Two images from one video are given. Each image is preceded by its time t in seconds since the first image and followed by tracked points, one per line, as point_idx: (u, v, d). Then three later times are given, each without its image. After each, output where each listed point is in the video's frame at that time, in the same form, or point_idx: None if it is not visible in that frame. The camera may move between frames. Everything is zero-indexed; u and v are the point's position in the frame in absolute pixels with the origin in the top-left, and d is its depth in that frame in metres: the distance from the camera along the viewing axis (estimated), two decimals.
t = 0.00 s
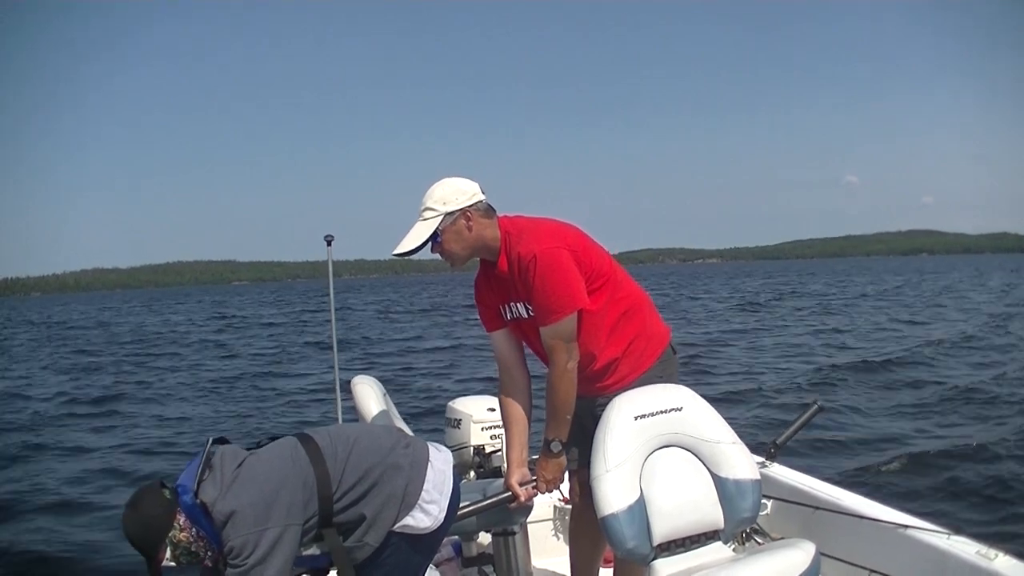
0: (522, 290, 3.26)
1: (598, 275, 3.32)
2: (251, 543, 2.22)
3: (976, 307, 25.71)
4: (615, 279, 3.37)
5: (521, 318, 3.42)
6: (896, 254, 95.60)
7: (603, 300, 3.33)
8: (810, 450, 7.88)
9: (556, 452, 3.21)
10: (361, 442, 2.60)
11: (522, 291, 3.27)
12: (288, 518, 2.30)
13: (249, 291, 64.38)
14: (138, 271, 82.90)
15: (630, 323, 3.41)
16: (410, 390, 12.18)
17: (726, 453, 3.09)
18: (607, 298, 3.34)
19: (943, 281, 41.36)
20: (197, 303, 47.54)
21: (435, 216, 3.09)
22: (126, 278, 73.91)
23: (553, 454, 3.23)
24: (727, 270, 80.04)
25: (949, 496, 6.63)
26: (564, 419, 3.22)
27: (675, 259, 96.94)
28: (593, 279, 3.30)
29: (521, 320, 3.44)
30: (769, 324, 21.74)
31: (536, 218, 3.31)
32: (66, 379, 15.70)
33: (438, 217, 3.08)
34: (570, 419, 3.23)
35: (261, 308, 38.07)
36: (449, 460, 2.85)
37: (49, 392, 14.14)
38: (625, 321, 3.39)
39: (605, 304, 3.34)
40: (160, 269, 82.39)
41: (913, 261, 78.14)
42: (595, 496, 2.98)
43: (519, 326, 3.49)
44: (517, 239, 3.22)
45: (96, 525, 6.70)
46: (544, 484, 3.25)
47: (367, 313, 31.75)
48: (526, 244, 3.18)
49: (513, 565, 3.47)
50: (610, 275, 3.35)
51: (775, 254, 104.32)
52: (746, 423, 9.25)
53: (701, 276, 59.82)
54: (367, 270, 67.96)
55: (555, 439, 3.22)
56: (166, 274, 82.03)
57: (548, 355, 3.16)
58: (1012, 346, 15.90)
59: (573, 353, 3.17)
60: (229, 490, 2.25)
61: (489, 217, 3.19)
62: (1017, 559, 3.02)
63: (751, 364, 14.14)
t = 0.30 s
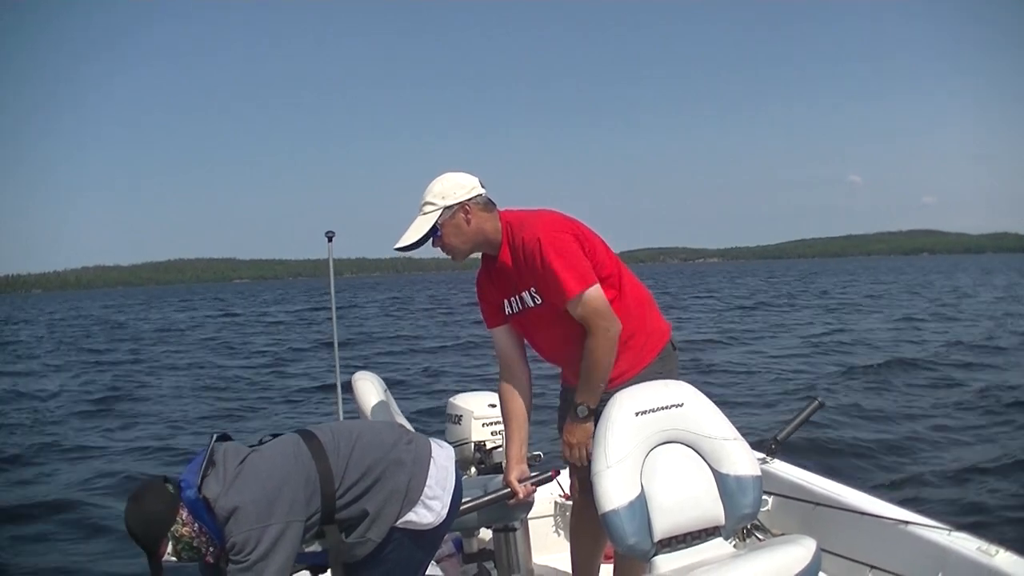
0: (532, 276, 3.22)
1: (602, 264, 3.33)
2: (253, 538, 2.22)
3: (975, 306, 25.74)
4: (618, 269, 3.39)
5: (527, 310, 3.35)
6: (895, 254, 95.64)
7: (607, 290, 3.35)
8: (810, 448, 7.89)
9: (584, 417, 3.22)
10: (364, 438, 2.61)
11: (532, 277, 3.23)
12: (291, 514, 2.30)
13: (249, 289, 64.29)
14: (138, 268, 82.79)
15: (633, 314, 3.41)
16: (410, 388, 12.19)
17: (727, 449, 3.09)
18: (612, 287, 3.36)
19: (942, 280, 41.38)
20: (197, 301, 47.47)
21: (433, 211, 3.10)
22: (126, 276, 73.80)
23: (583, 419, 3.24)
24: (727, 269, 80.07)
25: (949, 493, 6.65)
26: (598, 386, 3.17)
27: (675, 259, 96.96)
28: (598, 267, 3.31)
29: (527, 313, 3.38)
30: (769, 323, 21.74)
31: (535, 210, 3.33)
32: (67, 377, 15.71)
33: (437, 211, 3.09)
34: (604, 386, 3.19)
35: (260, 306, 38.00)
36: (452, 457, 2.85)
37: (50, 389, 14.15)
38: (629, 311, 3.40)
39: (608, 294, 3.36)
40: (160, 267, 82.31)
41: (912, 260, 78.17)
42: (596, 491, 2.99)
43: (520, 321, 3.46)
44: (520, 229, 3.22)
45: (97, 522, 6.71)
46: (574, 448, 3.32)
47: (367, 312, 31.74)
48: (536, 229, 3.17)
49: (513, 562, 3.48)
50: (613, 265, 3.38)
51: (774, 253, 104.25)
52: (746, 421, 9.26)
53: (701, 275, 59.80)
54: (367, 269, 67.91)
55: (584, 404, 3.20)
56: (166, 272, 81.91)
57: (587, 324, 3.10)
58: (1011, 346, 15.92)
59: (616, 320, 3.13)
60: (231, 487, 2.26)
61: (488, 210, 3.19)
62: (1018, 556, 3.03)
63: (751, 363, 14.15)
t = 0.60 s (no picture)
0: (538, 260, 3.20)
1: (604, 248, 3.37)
2: (255, 539, 2.22)
3: (975, 310, 25.73)
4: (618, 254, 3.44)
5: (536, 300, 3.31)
6: (895, 257, 95.57)
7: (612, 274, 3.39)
8: (810, 450, 7.89)
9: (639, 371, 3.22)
10: (369, 439, 2.61)
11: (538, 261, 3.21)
12: (293, 516, 2.31)
13: (248, 289, 64.20)
14: (137, 267, 82.75)
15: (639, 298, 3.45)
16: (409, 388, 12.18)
17: (728, 450, 3.09)
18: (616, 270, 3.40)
19: (942, 284, 41.31)
20: (197, 300, 47.42)
21: (433, 208, 3.10)
22: (126, 275, 73.72)
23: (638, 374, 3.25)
24: (727, 272, 80.00)
25: (948, 495, 6.65)
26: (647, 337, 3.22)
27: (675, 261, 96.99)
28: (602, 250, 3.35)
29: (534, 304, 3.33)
30: (769, 326, 21.74)
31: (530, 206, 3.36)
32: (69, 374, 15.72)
33: (436, 208, 3.09)
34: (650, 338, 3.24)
35: (260, 305, 37.95)
36: (455, 459, 2.86)
37: (51, 387, 14.15)
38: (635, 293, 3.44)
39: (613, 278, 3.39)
40: (159, 266, 82.22)
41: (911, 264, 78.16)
42: (597, 492, 2.99)
43: (525, 319, 3.41)
44: (517, 218, 3.26)
45: (98, 520, 6.71)
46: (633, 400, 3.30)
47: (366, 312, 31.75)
48: (541, 210, 3.24)
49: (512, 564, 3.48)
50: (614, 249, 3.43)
51: (774, 255, 104.35)
52: (745, 423, 9.25)
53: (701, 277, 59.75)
54: (367, 269, 67.83)
55: (639, 358, 3.23)
56: (165, 270, 81.85)
57: (623, 278, 3.15)
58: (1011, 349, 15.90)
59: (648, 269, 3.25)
60: (235, 487, 2.26)
61: (488, 206, 3.19)
62: (1018, 557, 3.02)
63: (751, 365, 14.13)
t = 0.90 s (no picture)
0: (538, 251, 3.20)
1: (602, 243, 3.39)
2: (256, 543, 2.22)
3: (973, 315, 25.75)
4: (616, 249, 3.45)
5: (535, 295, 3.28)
6: (893, 261, 95.69)
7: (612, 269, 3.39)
8: (809, 454, 7.89)
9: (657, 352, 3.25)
10: (374, 446, 2.62)
11: (538, 252, 3.21)
12: (296, 522, 2.31)
13: (247, 288, 64.07)
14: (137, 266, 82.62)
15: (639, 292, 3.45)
16: (408, 390, 12.17)
17: (727, 454, 3.09)
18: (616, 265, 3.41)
19: (941, 289, 41.29)
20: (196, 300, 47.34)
21: (432, 206, 3.11)
22: (125, 274, 73.61)
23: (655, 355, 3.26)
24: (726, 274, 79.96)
25: (947, 500, 6.66)
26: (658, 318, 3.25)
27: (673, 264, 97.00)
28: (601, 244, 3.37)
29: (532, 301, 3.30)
30: (769, 329, 21.74)
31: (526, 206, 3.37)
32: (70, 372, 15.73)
33: (435, 207, 3.10)
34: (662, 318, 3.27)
35: (259, 305, 37.88)
36: (458, 467, 2.86)
37: (52, 385, 14.16)
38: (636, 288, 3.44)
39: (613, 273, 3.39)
40: (159, 265, 82.10)
41: (910, 268, 78.20)
42: (596, 497, 2.99)
43: (524, 319, 3.39)
44: (514, 214, 3.27)
45: (99, 518, 6.71)
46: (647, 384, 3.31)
47: (365, 312, 31.71)
48: (539, 204, 3.27)
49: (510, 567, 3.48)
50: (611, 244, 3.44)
51: (773, 258, 104.44)
52: (745, 426, 9.25)
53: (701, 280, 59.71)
54: (367, 270, 67.76)
55: (655, 339, 3.25)
56: (164, 269, 81.75)
57: (628, 265, 3.16)
58: (1009, 355, 15.91)
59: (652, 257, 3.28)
60: (238, 490, 2.26)
61: (488, 206, 3.20)
62: (1018, 562, 3.03)
63: (750, 369, 14.13)
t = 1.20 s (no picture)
0: (539, 247, 3.20)
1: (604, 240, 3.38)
2: (257, 544, 2.22)
3: (974, 315, 25.72)
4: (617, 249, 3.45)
5: (535, 291, 3.28)
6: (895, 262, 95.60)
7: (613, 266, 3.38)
8: (809, 455, 7.88)
9: (640, 346, 3.20)
10: (379, 448, 2.61)
11: (539, 249, 3.21)
12: (298, 524, 2.30)
13: (248, 288, 63.99)
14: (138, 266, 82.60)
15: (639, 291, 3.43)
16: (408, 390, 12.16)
17: (726, 455, 3.09)
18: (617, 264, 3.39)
19: (941, 289, 41.29)
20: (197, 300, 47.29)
21: (434, 199, 3.11)
22: (125, 273, 73.63)
23: (638, 349, 3.21)
24: (726, 274, 79.99)
25: (948, 500, 6.65)
26: (649, 312, 3.19)
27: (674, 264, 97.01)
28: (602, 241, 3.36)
29: (533, 297, 3.30)
30: (769, 329, 21.73)
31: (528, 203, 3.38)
32: (70, 373, 15.75)
33: (438, 200, 3.10)
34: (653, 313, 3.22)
35: (260, 305, 37.85)
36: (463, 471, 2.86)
37: (53, 385, 14.18)
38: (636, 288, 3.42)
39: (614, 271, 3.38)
40: (159, 266, 81.98)
41: (910, 267, 78.21)
42: (595, 498, 2.98)
43: (523, 317, 3.38)
44: (514, 210, 3.28)
45: (98, 519, 6.71)
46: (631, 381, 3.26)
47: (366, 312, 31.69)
48: (540, 200, 3.28)
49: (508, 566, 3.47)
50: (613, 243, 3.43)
51: (773, 258, 104.44)
52: (745, 427, 9.24)
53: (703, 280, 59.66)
54: (368, 270, 67.72)
55: (640, 332, 3.19)
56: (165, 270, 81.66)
57: (627, 258, 3.14)
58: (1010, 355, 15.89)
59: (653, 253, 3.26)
60: (240, 492, 2.25)
61: (489, 202, 3.21)
62: (1017, 563, 3.02)
63: (750, 369, 14.13)
